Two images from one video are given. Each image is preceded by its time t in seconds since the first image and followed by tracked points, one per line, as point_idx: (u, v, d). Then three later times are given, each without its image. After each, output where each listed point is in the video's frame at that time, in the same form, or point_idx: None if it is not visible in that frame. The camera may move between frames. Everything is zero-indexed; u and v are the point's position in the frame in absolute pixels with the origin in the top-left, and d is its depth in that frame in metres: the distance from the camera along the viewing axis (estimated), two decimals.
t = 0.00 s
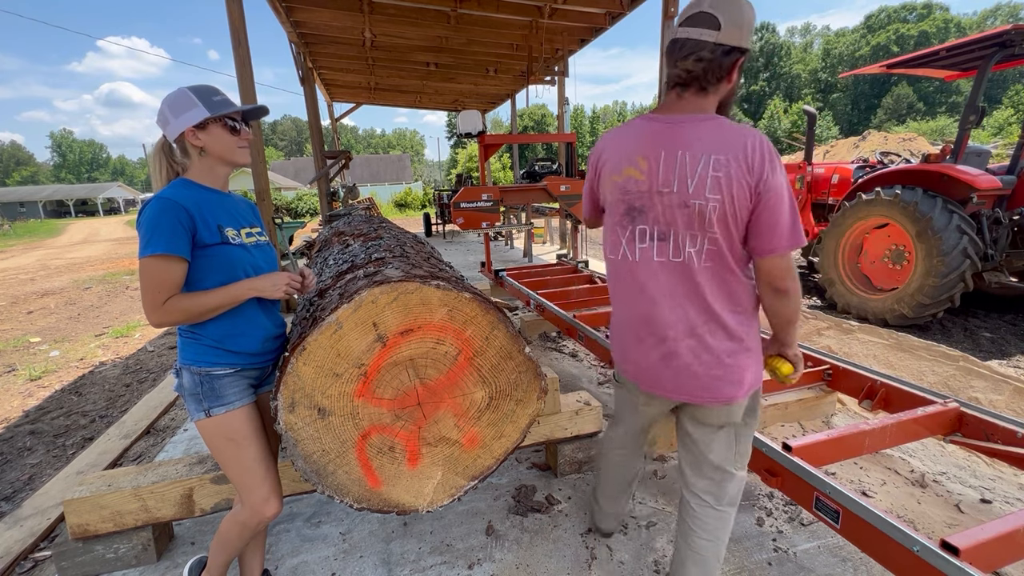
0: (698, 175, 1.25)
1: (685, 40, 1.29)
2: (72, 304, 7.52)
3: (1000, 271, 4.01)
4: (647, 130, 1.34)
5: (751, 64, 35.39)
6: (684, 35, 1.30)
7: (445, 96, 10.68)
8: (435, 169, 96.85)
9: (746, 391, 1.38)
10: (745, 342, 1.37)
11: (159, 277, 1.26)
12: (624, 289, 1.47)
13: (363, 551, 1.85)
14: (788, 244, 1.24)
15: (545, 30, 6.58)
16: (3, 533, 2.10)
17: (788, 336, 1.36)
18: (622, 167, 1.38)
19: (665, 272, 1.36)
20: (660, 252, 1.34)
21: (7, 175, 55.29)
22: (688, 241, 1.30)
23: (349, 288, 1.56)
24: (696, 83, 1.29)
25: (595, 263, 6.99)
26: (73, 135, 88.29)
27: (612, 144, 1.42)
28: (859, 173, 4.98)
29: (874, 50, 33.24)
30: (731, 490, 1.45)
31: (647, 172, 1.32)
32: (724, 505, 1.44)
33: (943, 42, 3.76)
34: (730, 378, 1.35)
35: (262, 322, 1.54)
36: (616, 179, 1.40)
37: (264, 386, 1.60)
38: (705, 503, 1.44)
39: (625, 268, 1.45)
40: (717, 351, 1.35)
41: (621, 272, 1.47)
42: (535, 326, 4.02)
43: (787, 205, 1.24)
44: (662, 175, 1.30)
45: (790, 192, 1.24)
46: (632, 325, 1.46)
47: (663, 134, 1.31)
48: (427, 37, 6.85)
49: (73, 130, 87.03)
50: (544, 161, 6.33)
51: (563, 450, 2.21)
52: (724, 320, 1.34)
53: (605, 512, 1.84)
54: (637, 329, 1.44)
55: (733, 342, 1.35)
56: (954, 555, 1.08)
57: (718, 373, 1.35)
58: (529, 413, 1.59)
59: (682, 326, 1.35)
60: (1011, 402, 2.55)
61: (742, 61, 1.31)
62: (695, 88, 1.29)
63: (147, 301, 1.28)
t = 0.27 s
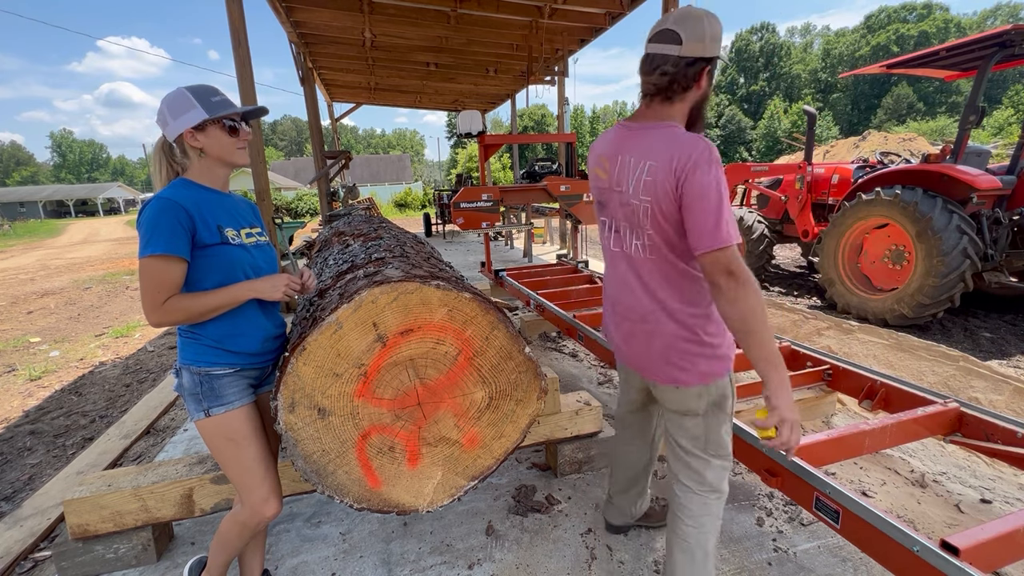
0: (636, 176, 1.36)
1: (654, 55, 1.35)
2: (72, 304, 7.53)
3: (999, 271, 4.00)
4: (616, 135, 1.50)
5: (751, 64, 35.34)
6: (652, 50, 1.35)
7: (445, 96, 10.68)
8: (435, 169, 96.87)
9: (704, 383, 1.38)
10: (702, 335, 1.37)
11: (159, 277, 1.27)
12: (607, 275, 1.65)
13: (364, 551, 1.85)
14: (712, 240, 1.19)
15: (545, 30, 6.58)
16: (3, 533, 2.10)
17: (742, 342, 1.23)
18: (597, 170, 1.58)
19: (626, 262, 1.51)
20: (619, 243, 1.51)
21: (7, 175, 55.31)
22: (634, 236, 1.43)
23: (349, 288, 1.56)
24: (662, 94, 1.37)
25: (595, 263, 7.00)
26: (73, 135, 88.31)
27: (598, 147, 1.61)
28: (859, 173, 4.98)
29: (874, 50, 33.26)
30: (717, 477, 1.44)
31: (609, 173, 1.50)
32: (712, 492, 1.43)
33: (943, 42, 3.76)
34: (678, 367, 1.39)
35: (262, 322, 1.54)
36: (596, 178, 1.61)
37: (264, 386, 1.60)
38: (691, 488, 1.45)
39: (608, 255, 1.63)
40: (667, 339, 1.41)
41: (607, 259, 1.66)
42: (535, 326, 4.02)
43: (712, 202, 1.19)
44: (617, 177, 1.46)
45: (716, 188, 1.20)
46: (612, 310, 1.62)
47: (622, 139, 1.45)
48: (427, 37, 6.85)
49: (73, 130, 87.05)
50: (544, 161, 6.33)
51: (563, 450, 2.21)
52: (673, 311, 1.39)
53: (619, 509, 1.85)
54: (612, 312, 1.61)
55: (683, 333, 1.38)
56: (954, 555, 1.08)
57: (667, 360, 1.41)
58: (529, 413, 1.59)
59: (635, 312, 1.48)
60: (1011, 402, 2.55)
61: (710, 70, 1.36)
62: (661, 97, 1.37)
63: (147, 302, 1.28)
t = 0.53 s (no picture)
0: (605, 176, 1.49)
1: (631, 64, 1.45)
2: (72, 304, 7.53)
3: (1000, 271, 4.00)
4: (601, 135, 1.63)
5: (751, 64, 35.31)
6: (630, 59, 1.45)
7: (445, 96, 10.68)
8: (435, 169, 96.88)
9: (661, 370, 1.47)
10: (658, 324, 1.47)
11: (159, 277, 1.27)
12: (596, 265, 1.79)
13: (364, 551, 1.85)
14: (648, 238, 1.29)
15: (545, 30, 6.58)
16: (3, 533, 2.10)
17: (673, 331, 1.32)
18: (587, 167, 1.72)
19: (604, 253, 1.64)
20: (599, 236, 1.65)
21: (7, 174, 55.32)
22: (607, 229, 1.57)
23: (349, 288, 1.56)
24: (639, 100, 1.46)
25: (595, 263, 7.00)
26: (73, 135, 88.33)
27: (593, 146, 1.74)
28: (859, 173, 4.99)
29: (874, 50, 33.25)
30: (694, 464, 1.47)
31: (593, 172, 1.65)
32: (689, 476, 1.47)
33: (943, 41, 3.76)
34: (636, 353, 1.51)
35: (262, 323, 1.54)
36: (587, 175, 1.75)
37: (264, 386, 1.60)
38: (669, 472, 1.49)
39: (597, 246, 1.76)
40: (629, 326, 1.53)
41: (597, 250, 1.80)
42: (535, 326, 4.02)
43: (651, 201, 1.29)
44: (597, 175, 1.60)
45: (656, 189, 1.28)
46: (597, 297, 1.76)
47: (603, 140, 1.57)
48: (427, 37, 6.85)
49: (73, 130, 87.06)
50: (544, 161, 6.33)
51: (563, 450, 2.21)
52: (634, 299, 1.51)
53: (618, 508, 1.84)
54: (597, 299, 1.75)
55: (642, 321, 1.49)
56: (954, 555, 1.08)
57: (628, 345, 1.53)
58: (529, 413, 1.59)
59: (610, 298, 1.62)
60: (1011, 402, 2.55)
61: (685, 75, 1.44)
62: (638, 101, 1.47)
63: (147, 301, 1.28)
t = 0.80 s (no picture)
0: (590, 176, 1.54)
1: (623, 73, 1.48)
2: (72, 304, 7.52)
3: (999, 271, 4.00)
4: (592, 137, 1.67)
5: (751, 64, 35.27)
6: (620, 69, 1.48)
7: (445, 96, 10.68)
8: (435, 169, 96.89)
9: (638, 364, 1.54)
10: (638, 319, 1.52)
11: (160, 277, 1.27)
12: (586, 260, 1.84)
13: (364, 551, 1.85)
14: (626, 238, 1.34)
15: (545, 30, 6.58)
16: (3, 533, 2.10)
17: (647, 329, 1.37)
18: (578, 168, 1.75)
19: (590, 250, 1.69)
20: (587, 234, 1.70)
21: (8, 174, 55.35)
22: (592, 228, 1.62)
23: (349, 288, 1.56)
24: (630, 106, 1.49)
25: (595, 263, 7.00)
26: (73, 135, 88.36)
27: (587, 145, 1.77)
28: (859, 173, 4.99)
29: (874, 50, 33.27)
30: (667, 453, 1.52)
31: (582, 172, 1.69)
32: (655, 465, 1.52)
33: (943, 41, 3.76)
34: (616, 346, 1.57)
35: (262, 323, 1.54)
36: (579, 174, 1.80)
37: (264, 386, 1.60)
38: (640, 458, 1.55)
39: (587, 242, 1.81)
40: (611, 322, 1.59)
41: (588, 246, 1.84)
42: (535, 326, 4.02)
43: (629, 203, 1.33)
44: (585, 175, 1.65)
45: (635, 192, 1.33)
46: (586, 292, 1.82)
47: (593, 141, 1.61)
48: (427, 37, 6.85)
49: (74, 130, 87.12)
50: (544, 161, 6.33)
51: (563, 450, 2.21)
52: (615, 297, 1.56)
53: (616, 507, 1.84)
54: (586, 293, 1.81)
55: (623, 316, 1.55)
56: (954, 555, 1.08)
57: (609, 338, 1.60)
58: (528, 413, 1.59)
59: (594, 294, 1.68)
60: (1011, 402, 2.55)
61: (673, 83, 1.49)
62: (628, 108, 1.50)
63: (147, 302, 1.28)
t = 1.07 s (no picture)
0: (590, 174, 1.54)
1: (620, 77, 1.47)
2: (72, 304, 7.52)
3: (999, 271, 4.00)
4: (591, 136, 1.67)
5: (751, 63, 35.24)
6: (618, 72, 1.47)
7: (445, 96, 10.68)
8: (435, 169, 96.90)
9: (635, 361, 1.53)
10: (637, 316, 1.52)
11: (159, 277, 1.27)
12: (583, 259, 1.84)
13: (364, 551, 1.85)
14: (627, 234, 1.34)
15: (545, 30, 6.58)
16: (3, 533, 2.10)
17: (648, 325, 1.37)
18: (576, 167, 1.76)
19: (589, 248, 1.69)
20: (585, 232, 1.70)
21: (8, 174, 55.34)
22: (590, 226, 1.62)
23: (349, 288, 1.56)
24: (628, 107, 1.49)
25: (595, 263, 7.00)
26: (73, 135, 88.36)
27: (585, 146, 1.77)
28: (859, 173, 4.99)
29: (874, 50, 33.26)
30: (659, 449, 1.52)
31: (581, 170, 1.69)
32: (646, 462, 1.53)
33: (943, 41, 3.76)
34: (615, 344, 1.56)
35: (262, 323, 1.53)
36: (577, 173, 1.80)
37: (264, 386, 1.60)
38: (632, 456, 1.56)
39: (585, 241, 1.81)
40: (609, 320, 1.59)
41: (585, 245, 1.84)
42: (535, 326, 4.02)
43: (630, 200, 1.34)
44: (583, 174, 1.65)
45: (635, 188, 1.33)
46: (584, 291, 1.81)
47: (591, 140, 1.62)
48: (427, 37, 6.85)
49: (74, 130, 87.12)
50: (544, 161, 6.33)
51: (563, 450, 2.21)
52: (614, 295, 1.56)
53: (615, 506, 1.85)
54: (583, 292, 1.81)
55: (622, 313, 1.55)
56: (954, 555, 1.08)
57: (608, 335, 1.60)
58: (528, 413, 1.59)
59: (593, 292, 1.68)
60: (1011, 402, 2.55)
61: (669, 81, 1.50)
62: (627, 110, 1.50)
63: (147, 302, 1.28)
